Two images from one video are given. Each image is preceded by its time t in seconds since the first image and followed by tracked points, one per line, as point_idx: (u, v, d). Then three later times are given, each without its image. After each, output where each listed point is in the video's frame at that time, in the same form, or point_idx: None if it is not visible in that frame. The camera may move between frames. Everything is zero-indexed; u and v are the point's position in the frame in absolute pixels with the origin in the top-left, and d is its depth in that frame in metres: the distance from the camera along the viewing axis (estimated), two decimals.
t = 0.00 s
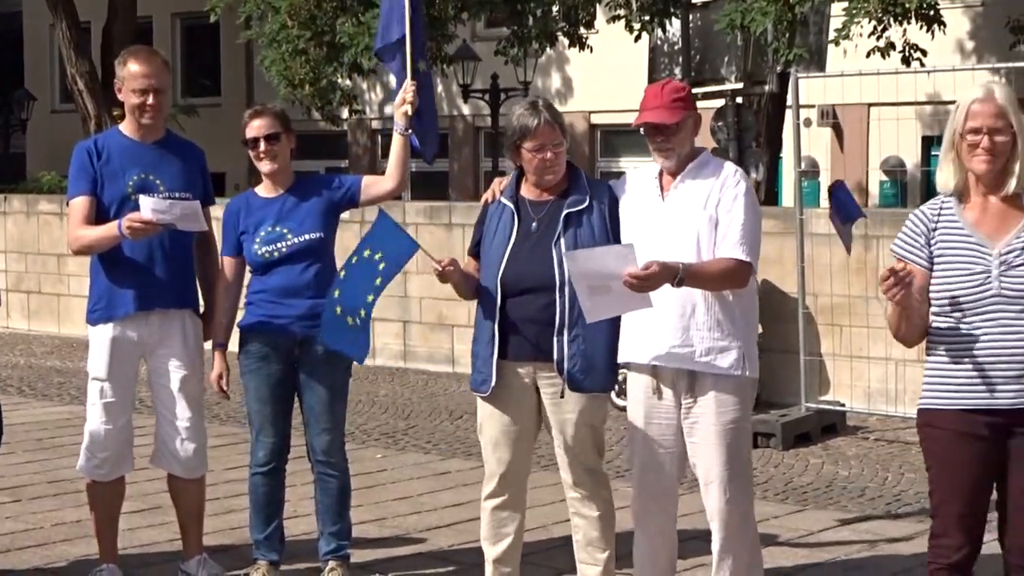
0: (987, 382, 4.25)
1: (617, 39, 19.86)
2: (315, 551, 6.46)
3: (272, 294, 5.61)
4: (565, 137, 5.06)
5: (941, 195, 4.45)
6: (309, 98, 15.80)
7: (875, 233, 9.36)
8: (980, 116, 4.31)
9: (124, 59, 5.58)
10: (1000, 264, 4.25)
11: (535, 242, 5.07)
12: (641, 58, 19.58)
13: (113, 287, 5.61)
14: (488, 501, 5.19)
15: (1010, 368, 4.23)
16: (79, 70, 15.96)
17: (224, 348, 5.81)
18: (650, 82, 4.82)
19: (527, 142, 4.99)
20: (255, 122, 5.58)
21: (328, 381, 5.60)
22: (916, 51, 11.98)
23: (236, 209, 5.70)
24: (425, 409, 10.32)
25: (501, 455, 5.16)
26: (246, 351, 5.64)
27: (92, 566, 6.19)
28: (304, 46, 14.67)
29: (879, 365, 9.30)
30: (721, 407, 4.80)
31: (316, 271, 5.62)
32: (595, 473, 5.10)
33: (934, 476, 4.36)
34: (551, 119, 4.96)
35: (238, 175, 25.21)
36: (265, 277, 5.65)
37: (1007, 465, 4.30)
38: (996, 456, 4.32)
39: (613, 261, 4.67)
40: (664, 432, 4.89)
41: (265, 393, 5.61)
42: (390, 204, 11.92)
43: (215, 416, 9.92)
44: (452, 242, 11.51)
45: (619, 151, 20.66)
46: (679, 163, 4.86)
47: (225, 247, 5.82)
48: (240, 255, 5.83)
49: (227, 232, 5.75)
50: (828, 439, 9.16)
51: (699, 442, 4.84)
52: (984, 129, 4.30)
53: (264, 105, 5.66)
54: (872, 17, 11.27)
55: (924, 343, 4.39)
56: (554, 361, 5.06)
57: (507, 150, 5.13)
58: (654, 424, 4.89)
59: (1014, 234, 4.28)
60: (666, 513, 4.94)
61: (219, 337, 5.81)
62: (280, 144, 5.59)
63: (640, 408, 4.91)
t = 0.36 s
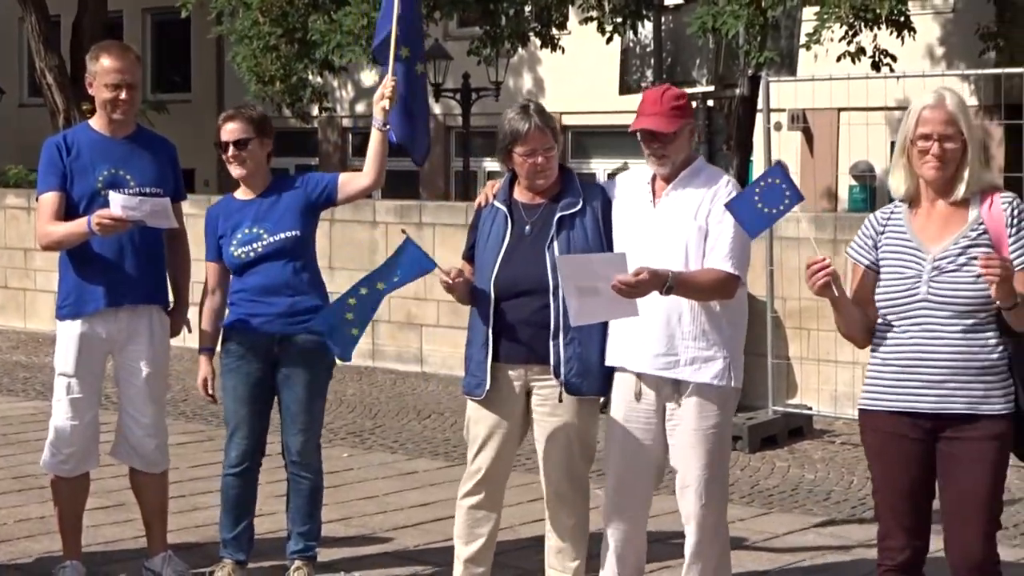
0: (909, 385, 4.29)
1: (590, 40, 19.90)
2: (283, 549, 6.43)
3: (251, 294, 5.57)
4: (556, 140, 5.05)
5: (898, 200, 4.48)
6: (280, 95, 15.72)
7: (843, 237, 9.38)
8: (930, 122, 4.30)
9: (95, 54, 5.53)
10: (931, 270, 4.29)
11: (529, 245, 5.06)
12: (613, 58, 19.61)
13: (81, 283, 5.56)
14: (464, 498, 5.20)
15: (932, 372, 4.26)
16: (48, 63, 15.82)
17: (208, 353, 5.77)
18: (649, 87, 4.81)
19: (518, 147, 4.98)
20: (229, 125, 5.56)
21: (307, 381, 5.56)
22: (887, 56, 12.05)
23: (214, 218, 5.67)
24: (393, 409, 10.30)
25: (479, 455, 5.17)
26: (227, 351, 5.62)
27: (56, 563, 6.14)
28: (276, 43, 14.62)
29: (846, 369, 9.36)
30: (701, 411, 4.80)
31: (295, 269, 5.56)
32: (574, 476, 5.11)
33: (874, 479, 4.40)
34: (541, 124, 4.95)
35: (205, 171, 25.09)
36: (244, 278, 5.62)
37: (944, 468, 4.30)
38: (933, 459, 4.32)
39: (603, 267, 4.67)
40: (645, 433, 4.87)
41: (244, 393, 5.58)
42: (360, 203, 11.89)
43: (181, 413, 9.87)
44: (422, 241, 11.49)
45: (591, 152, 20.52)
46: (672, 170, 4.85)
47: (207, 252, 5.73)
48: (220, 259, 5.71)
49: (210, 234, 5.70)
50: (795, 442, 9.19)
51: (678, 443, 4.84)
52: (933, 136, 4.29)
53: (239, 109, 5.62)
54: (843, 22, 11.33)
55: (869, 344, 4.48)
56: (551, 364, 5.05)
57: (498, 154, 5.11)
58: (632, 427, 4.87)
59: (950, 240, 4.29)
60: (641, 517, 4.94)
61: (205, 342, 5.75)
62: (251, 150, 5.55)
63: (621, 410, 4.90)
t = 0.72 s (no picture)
0: (863, 385, 4.31)
1: (547, 41, 19.92)
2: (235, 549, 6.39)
3: (205, 294, 5.53)
4: (507, 139, 5.07)
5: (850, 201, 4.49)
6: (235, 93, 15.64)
7: (796, 239, 9.40)
8: (882, 124, 4.31)
9: (49, 50, 5.48)
10: (884, 271, 4.30)
11: (478, 244, 5.08)
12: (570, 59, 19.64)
13: (34, 281, 5.52)
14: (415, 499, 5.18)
15: (887, 372, 4.28)
16: None
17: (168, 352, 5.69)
18: (597, 91, 4.79)
19: (469, 145, 4.99)
20: (181, 122, 5.50)
21: (261, 380, 5.53)
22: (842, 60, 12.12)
23: (172, 209, 5.63)
24: (347, 409, 10.26)
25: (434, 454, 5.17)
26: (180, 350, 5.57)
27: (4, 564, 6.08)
28: (231, 41, 14.56)
29: (799, 370, 9.41)
30: (647, 413, 4.79)
31: (248, 270, 5.53)
32: (526, 477, 5.11)
33: (828, 478, 4.42)
34: (494, 122, 4.96)
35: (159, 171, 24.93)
36: (198, 277, 5.58)
37: (897, 468, 4.33)
38: (887, 458, 4.35)
39: (551, 268, 4.68)
40: (590, 436, 4.87)
41: (198, 392, 5.54)
42: (314, 202, 11.84)
43: (133, 414, 9.79)
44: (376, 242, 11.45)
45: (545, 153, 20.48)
46: (617, 174, 4.84)
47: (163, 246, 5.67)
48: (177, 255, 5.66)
49: (165, 230, 5.65)
50: (748, 443, 9.22)
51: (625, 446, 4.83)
52: (886, 138, 4.30)
53: (195, 103, 5.56)
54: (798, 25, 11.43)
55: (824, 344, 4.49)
56: (500, 362, 5.07)
57: (449, 152, 5.13)
58: (574, 430, 4.88)
59: (903, 242, 4.31)
60: (588, 519, 4.96)
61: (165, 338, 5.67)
62: (202, 146, 5.51)
63: (564, 412, 4.90)
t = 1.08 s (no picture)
0: (853, 384, 4.24)
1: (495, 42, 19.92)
2: (183, 554, 6.33)
3: (139, 296, 5.48)
4: (429, 139, 5.03)
5: (813, 198, 4.42)
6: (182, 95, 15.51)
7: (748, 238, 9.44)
8: (848, 121, 4.28)
9: None
10: (869, 268, 4.24)
11: (400, 243, 5.03)
12: (517, 59, 19.65)
13: None
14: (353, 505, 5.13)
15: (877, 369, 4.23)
16: None
17: (93, 345, 5.65)
18: (507, 86, 4.80)
19: (391, 144, 4.96)
20: (133, 119, 5.41)
21: (198, 382, 5.48)
22: (790, 59, 12.17)
23: (108, 206, 5.56)
24: (297, 412, 10.19)
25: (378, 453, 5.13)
26: (113, 351, 5.50)
27: None
28: (177, 42, 14.45)
29: (749, 368, 9.43)
30: (575, 405, 4.78)
31: (183, 273, 5.46)
32: (465, 474, 5.09)
33: (804, 477, 4.36)
34: (416, 121, 4.94)
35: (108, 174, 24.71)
36: (134, 278, 5.52)
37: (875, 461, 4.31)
38: (866, 454, 4.31)
39: (473, 260, 4.67)
40: (521, 435, 4.88)
41: (133, 394, 5.48)
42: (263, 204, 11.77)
43: (81, 419, 9.68)
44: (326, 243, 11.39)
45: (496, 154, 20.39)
46: (534, 166, 4.82)
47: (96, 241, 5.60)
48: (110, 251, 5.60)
49: (100, 226, 5.58)
50: (701, 442, 9.22)
51: (557, 443, 4.82)
52: (853, 135, 4.28)
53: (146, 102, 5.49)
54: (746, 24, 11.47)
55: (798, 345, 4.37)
56: (424, 362, 5.05)
57: (371, 151, 5.09)
58: (505, 423, 4.88)
59: (882, 240, 4.27)
60: (529, 516, 4.95)
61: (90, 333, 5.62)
62: (155, 145, 5.44)
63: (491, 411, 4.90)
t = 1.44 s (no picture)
0: (849, 381, 4.23)
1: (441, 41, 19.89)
2: (127, 558, 6.27)
3: (68, 298, 5.41)
4: (364, 142, 5.06)
5: (776, 201, 4.40)
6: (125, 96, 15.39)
7: (693, 236, 9.46)
8: (812, 123, 4.30)
9: None
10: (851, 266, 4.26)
11: (337, 246, 5.06)
12: (464, 58, 19.62)
13: None
14: (299, 508, 5.10)
15: (868, 365, 4.24)
16: None
17: (17, 347, 5.49)
18: (438, 93, 4.79)
19: (326, 147, 4.96)
20: (66, 121, 5.40)
21: (130, 380, 5.45)
22: (734, 58, 12.23)
23: (37, 203, 5.47)
24: (244, 414, 10.14)
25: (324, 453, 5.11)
26: (41, 354, 5.44)
27: None
28: (120, 43, 14.34)
29: (697, 366, 9.48)
30: (520, 407, 4.78)
31: (113, 280, 5.44)
32: (406, 473, 5.08)
33: (795, 480, 4.27)
34: (351, 124, 4.96)
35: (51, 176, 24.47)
36: (64, 279, 5.45)
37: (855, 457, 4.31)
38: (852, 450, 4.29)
39: (406, 255, 4.64)
40: (468, 437, 4.86)
41: (62, 400, 5.43)
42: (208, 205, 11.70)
43: (25, 423, 9.58)
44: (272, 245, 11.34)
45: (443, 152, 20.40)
46: (472, 171, 4.81)
47: (22, 239, 5.50)
48: (37, 250, 5.49)
49: (28, 225, 5.48)
50: (649, 440, 9.24)
51: (502, 445, 4.82)
52: (817, 136, 4.29)
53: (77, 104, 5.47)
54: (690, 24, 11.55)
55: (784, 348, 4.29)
56: (356, 363, 5.06)
57: (307, 154, 5.09)
58: (448, 426, 4.85)
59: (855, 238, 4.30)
60: (473, 519, 4.95)
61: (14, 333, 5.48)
62: (90, 146, 5.41)
63: (433, 415, 4.88)
